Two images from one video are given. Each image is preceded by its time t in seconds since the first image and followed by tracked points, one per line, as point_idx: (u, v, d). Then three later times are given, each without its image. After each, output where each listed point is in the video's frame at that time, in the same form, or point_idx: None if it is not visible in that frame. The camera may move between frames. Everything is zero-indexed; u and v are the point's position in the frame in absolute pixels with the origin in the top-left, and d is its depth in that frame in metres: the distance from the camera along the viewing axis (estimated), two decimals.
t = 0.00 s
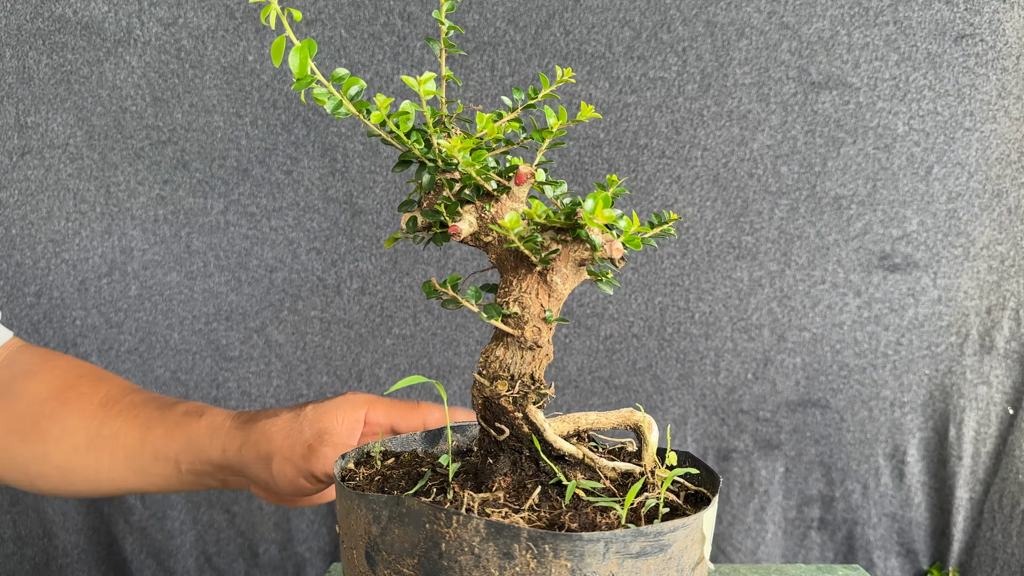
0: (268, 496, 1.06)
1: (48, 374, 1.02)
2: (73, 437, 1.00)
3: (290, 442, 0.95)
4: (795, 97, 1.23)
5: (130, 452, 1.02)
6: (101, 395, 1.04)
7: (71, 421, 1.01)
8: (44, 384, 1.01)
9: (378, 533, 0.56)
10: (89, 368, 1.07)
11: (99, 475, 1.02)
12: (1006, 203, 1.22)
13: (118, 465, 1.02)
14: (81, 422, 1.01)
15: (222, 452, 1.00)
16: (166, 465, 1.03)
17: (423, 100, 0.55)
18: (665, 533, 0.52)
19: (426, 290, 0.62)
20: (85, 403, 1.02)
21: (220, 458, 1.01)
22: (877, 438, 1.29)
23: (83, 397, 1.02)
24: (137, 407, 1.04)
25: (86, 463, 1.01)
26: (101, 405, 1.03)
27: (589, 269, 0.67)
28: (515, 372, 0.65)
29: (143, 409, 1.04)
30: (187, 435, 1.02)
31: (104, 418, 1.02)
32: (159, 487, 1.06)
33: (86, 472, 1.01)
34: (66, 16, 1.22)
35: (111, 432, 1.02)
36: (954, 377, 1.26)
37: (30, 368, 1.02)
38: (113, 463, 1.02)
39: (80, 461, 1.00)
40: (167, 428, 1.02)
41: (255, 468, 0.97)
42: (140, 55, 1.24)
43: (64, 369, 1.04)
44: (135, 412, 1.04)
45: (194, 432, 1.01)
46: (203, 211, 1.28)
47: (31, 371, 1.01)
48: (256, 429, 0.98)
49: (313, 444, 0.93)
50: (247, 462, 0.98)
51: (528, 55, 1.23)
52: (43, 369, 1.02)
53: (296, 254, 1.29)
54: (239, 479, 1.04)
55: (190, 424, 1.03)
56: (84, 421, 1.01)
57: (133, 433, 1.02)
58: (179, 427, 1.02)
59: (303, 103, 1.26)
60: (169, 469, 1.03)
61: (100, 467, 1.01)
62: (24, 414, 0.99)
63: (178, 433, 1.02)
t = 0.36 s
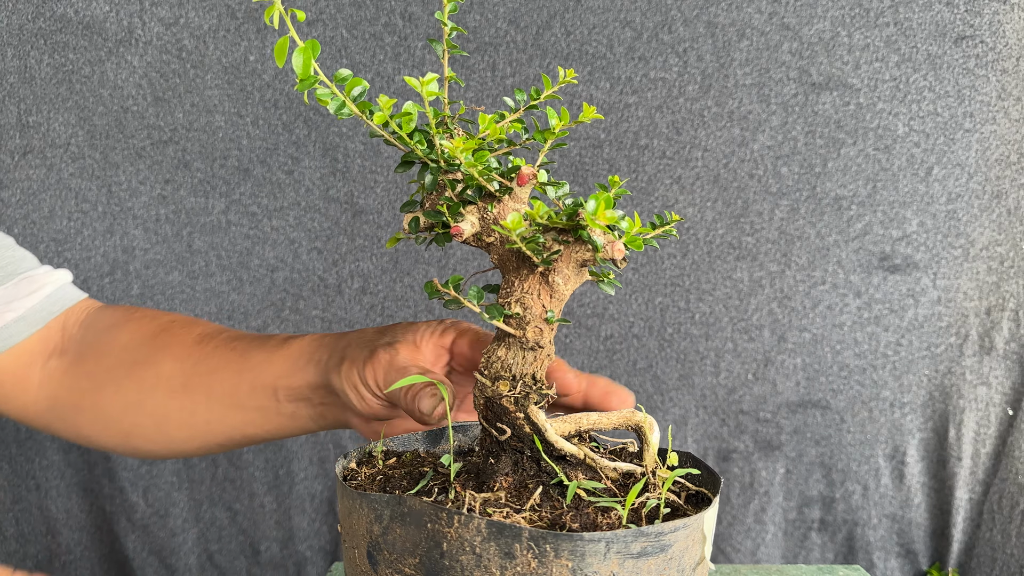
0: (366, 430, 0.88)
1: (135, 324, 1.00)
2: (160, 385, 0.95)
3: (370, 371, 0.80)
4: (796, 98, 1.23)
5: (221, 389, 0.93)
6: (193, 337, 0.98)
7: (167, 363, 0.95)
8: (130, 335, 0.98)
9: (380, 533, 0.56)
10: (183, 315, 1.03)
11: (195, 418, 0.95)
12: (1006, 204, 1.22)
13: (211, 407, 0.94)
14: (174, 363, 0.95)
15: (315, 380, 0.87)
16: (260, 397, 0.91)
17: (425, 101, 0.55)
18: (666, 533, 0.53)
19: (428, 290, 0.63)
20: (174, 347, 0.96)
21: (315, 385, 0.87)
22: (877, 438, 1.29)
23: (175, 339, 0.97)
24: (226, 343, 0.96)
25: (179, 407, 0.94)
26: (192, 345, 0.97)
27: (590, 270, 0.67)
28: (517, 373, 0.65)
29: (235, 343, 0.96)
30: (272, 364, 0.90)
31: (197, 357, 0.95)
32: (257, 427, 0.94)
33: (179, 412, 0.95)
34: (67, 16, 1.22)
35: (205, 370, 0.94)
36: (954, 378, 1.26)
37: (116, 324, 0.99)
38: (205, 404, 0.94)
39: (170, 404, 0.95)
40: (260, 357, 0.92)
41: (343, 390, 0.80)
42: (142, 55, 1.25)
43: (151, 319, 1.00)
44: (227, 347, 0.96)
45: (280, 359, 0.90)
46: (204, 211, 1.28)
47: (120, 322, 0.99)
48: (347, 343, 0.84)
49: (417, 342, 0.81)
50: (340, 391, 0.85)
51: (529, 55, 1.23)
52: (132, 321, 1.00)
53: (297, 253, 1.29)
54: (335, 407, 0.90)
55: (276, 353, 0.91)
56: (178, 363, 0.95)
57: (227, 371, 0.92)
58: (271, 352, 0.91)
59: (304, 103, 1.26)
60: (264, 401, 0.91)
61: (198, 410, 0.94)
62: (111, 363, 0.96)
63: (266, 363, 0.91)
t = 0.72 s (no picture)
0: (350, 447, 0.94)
1: (157, 361, 1.21)
2: (214, 416, 1.25)
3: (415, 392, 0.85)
4: (797, 99, 1.23)
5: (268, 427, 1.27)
6: (231, 376, 1.24)
7: (211, 399, 1.24)
8: (156, 375, 1.21)
9: (382, 532, 0.56)
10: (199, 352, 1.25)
11: (236, 450, 1.26)
12: (1007, 206, 1.22)
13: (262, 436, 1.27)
14: (213, 401, 1.24)
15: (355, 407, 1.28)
16: (305, 437, 1.28)
17: (428, 101, 0.56)
18: (668, 533, 0.53)
19: (431, 290, 0.63)
20: (213, 385, 1.23)
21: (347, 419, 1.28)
22: (877, 439, 1.29)
23: (209, 378, 1.23)
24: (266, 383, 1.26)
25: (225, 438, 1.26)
26: (229, 385, 1.24)
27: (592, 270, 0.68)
28: (519, 372, 0.65)
29: (279, 384, 1.27)
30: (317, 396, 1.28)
31: (244, 393, 1.24)
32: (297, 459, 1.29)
33: (231, 438, 1.26)
34: (70, 15, 1.23)
35: (255, 406, 1.25)
36: (955, 379, 1.26)
37: (133, 356, 1.21)
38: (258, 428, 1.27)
39: (214, 435, 1.25)
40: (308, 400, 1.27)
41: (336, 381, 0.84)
42: (144, 54, 1.25)
43: (176, 355, 1.23)
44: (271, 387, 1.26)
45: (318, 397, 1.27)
46: (206, 210, 1.28)
47: (138, 356, 1.21)
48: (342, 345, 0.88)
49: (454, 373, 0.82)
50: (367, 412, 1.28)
51: (531, 55, 1.23)
52: (160, 356, 1.22)
53: (298, 253, 1.29)
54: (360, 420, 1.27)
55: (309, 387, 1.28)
56: (225, 399, 1.24)
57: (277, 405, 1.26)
58: (320, 400, 1.27)
59: (307, 102, 1.26)
60: (310, 440, 1.28)
61: (241, 438, 1.26)
62: (148, 400, 1.22)
63: (307, 400, 1.27)
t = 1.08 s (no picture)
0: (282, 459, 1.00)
1: (118, 383, 0.98)
2: (139, 442, 0.95)
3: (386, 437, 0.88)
4: (799, 100, 1.23)
5: (215, 460, 0.99)
6: (186, 408, 1.01)
7: (163, 433, 0.97)
8: (124, 395, 0.97)
9: (384, 532, 0.56)
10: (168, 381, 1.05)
11: (183, 484, 0.97)
12: (1008, 208, 1.22)
13: (201, 471, 0.98)
14: (170, 435, 0.97)
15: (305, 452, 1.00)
16: (254, 475, 1.00)
17: (431, 100, 0.55)
18: (671, 534, 0.53)
19: (433, 290, 0.63)
20: (168, 419, 0.98)
21: (306, 464, 1.00)
22: (878, 441, 1.29)
23: (169, 410, 0.99)
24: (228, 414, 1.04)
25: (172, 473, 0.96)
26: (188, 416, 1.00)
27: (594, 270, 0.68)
28: (521, 372, 0.65)
29: (233, 420, 1.03)
30: (275, 430, 1.03)
31: (195, 429, 0.99)
32: (239, 499, 1.01)
33: (152, 465, 0.95)
34: (71, 15, 1.23)
35: (202, 442, 0.99)
36: (955, 381, 1.26)
37: (99, 381, 0.97)
38: (188, 462, 0.97)
39: (138, 462, 0.94)
40: (262, 438, 1.01)
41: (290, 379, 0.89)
42: (146, 54, 1.25)
43: (142, 379, 1.01)
44: (224, 421, 1.02)
45: (277, 427, 1.04)
46: (207, 210, 1.28)
47: (101, 379, 0.98)
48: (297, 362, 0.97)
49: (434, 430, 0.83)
50: (317, 448, 1.00)
51: (532, 56, 1.24)
52: (114, 379, 0.99)
53: (299, 252, 1.29)
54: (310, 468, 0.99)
55: (261, 424, 1.04)
56: (176, 433, 0.98)
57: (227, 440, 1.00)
58: (273, 437, 1.01)
59: (308, 102, 1.26)
60: (253, 478, 1.00)
61: (189, 480, 0.97)
62: (106, 423, 0.95)
63: (267, 428, 1.03)
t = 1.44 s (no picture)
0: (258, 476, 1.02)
1: (107, 394, 0.98)
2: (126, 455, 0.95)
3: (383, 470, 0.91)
4: (802, 102, 1.23)
5: (205, 474, 0.99)
6: (177, 421, 1.01)
7: (151, 445, 0.97)
8: (111, 406, 0.97)
9: (389, 532, 0.56)
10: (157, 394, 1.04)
11: (169, 498, 0.97)
12: (1011, 210, 1.22)
13: (188, 486, 0.98)
14: (159, 448, 0.97)
15: (295, 468, 0.99)
16: (242, 490, 0.99)
17: (438, 103, 0.55)
18: (674, 537, 0.52)
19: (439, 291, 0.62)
20: (157, 431, 0.98)
21: (295, 480, 0.99)
22: (881, 444, 1.28)
23: (158, 422, 0.99)
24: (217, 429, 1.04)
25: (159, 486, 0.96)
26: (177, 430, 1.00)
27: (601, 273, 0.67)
28: (527, 374, 0.65)
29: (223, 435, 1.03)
30: (263, 445, 1.03)
31: (185, 442, 1.00)
32: (226, 515, 1.01)
33: (138, 478, 0.95)
34: (74, 15, 1.22)
35: (190, 457, 0.99)
36: (958, 383, 1.26)
37: (87, 391, 0.97)
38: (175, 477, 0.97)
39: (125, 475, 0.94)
40: (251, 454, 1.01)
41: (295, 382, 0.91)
42: (148, 54, 1.24)
43: (131, 391, 1.01)
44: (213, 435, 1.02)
45: (265, 443, 1.03)
46: (209, 211, 1.28)
47: (89, 389, 0.98)
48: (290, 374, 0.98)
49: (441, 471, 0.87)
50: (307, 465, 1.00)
51: (535, 57, 1.23)
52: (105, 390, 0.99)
53: (301, 254, 1.29)
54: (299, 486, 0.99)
55: (249, 440, 1.03)
56: (165, 446, 0.98)
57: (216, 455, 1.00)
58: (262, 453, 1.01)
59: (311, 103, 1.26)
60: (241, 494, 1.00)
61: (175, 493, 0.97)
62: (94, 434, 0.95)
63: (255, 444, 1.03)
